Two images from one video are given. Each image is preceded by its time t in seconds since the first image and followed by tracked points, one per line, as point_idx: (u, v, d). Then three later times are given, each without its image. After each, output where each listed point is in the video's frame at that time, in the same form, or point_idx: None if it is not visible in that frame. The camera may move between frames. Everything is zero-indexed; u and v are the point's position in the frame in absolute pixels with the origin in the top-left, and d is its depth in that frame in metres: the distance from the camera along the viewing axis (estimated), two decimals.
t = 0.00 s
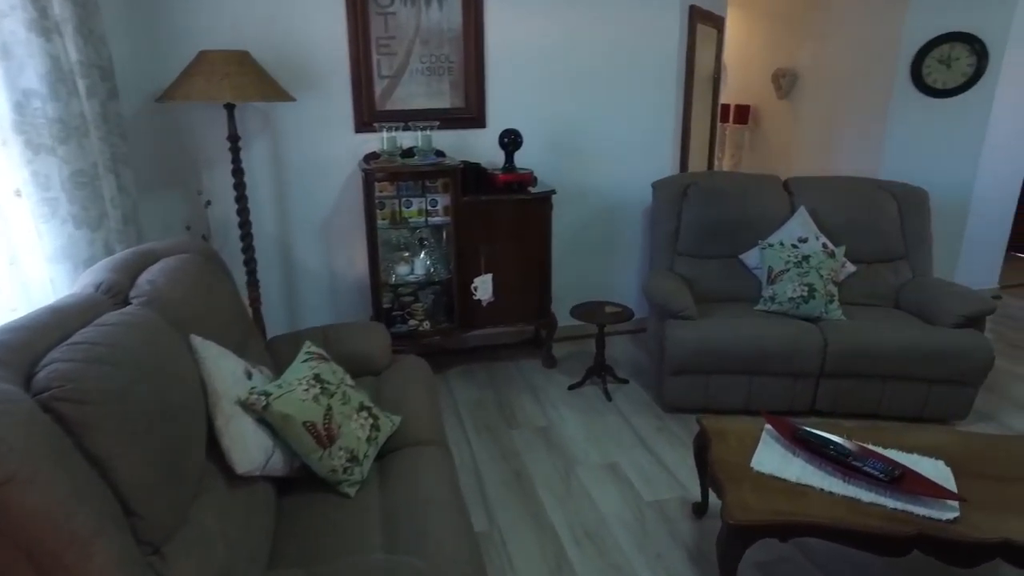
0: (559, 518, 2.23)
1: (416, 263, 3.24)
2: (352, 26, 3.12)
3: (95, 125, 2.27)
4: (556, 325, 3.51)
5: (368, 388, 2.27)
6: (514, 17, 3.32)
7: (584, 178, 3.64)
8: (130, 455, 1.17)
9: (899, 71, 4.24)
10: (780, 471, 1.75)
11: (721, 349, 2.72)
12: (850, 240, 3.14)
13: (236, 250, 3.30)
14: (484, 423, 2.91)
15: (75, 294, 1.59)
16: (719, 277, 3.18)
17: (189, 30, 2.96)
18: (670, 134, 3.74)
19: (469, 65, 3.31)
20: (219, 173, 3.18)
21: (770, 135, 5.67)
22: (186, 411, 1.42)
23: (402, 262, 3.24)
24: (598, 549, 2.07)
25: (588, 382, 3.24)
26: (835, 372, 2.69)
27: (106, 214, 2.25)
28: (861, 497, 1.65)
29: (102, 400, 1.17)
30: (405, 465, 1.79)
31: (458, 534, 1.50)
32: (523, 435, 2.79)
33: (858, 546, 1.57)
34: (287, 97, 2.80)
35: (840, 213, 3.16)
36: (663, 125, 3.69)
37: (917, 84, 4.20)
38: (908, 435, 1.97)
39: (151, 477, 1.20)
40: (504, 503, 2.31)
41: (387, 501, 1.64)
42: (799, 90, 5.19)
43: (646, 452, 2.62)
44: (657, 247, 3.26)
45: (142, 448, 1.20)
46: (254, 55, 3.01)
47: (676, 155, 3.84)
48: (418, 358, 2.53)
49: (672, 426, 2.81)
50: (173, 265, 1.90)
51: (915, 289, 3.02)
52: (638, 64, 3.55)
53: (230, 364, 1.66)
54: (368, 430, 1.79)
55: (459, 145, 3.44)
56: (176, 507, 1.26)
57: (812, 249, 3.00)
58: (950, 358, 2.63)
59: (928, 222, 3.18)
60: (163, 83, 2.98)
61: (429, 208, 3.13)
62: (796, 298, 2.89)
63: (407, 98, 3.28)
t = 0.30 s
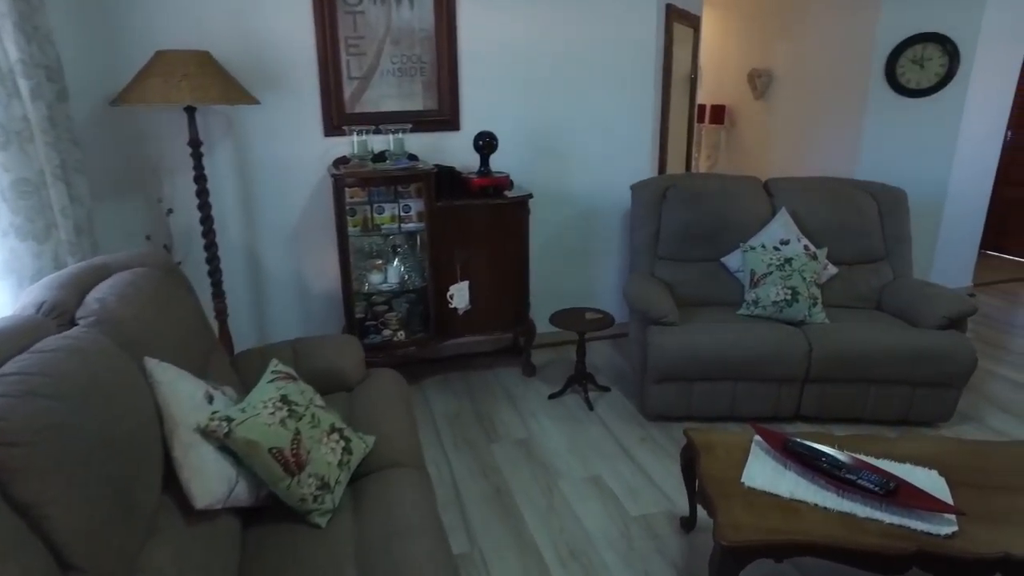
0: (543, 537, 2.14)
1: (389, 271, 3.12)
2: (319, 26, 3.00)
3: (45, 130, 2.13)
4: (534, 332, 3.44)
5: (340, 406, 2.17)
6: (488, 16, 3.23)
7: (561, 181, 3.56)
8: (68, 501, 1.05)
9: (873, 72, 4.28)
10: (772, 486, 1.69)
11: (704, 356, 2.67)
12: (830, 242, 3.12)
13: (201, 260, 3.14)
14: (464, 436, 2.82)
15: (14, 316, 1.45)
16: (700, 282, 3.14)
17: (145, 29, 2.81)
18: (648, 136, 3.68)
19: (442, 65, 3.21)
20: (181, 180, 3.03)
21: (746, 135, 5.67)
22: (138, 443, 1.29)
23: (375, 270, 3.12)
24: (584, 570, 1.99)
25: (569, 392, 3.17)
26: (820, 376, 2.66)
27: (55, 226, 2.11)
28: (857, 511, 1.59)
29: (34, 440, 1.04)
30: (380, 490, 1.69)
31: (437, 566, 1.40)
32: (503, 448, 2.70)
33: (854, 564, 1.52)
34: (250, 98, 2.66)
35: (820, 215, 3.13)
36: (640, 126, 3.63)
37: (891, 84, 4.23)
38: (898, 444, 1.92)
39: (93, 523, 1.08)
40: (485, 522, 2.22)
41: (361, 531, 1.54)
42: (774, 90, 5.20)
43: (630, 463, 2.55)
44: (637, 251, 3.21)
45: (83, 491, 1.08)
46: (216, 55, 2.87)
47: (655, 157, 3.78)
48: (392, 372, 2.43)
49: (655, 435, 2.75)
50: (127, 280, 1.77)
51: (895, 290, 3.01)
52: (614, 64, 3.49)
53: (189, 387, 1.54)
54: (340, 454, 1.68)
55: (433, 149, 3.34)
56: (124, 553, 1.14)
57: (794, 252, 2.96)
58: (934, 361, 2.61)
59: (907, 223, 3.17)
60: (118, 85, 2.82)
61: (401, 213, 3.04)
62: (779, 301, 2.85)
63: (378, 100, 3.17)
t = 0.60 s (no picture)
0: (524, 557, 2.09)
1: (357, 282, 3.02)
2: (280, 28, 2.89)
3: None
4: (508, 341, 3.38)
5: (310, 428, 2.07)
6: (456, 18, 3.15)
7: (534, 186, 3.50)
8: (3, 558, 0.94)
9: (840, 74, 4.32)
10: (759, 499, 1.65)
11: (683, 363, 2.66)
12: (805, 245, 3.16)
13: (159, 274, 3.00)
14: (439, 451, 2.75)
15: None
16: (675, 286, 3.13)
17: (94, 32, 2.66)
18: (621, 139, 3.65)
19: (409, 68, 3.12)
20: (136, 191, 2.89)
21: (715, 137, 5.71)
22: (86, 484, 1.19)
23: (343, 281, 3.02)
24: None
25: (545, 402, 3.12)
26: (798, 381, 2.70)
27: None
28: (845, 524, 1.57)
29: None
30: (353, 517, 1.61)
31: None
32: (479, 464, 2.64)
33: None
34: (208, 104, 2.54)
35: (793, 218, 3.18)
36: (612, 128, 3.59)
37: (858, 86, 4.28)
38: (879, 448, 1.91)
39: None
40: (464, 544, 2.16)
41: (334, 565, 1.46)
42: (741, 91, 5.24)
43: (609, 476, 2.51)
44: (612, 257, 3.18)
45: (22, 545, 0.97)
46: (171, 59, 2.73)
47: (627, 159, 3.75)
48: (364, 389, 2.34)
49: (634, 445, 2.72)
50: (75, 302, 1.65)
51: (868, 292, 3.06)
52: (586, 67, 3.45)
53: (143, 418, 1.43)
54: (309, 482, 1.60)
55: (402, 155, 3.25)
56: None
57: (769, 255, 3.01)
58: (909, 363, 2.65)
59: (877, 224, 3.23)
60: (65, 91, 2.67)
61: (370, 222, 2.95)
62: (756, 305, 2.86)
63: (344, 106, 3.08)
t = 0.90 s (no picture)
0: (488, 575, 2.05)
1: (307, 294, 2.91)
2: (218, 31, 2.76)
3: None
4: (464, 350, 3.32)
5: (259, 452, 1.97)
6: (403, 20, 3.07)
7: (488, 191, 3.45)
8: None
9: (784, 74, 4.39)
10: (726, 507, 1.65)
11: (642, 368, 2.66)
12: (757, 244, 3.23)
13: (92, 293, 2.82)
14: (398, 467, 2.68)
15: None
16: (630, 290, 3.13)
17: (10, 35, 2.48)
18: (573, 142, 3.63)
19: (355, 72, 3.03)
20: (62, 205, 2.70)
21: (664, 137, 5.79)
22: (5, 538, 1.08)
23: (292, 294, 2.91)
24: None
25: (503, 411, 3.08)
26: (755, 381, 2.73)
27: None
28: (810, 527, 1.57)
29: None
30: (307, 548, 1.52)
31: None
32: (439, 479, 2.58)
33: None
34: (139, 111, 2.38)
35: (745, 219, 3.23)
36: (565, 131, 3.57)
37: (801, 87, 4.37)
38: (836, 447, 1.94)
39: None
40: (426, 564, 2.10)
41: None
42: (689, 92, 5.33)
43: (571, 485, 2.50)
44: (567, 261, 3.16)
45: None
46: (98, 64, 2.57)
47: (579, 162, 3.74)
48: (317, 407, 2.25)
49: (596, 452, 2.72)
50: None
51: (819, 290, 3.15)
52: (536, 70, 3.41)
53: (71, 456, 1.31)
54: (259, 513, 1.50)
55: (350, 162, 3.14)
56: None
57: (723, 256, 3.04)
58: (860, 359, 2.72)
59: (826, 222, 3.33)
60: None
61: (317, 232, 2.83)
62: (712, 307, 2.89)
63: (288, 112, 2.96)
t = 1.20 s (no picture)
0: None
1: (247, 307, 2.78)
2: (143, 32, 2.61)
3: None
4: (413, 358, 3.26)
5: (196, 478, 1.85)
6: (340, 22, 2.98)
7: (434, 196, 3.39)
8: None
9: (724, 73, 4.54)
10: (683, 510, 1.64)
11: (594, 371, 2.66)
12: (703, 243, 3.28)
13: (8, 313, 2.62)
14: (348, 483, 2.59)
15: None
16: (580, 292, 3.13)
17: None
18: (518, 145, 3.60)
19: (293, 76, 2.92)
20: None
21: (608, 139, 5.87)
22: None
23: (231, 307, 2.77)
24: None
25: (456, 419, 3.03)
26: (705, 380, 2.77)
27: None
28: (766, 526, 1.58)
29: None
30: None
31: None
32: (392, 493, 2.50)
33: None
34: (57, 117, 2.21)
35: (690, 219, 3.28)
36: (510, 134, 3.54)
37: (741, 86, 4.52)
38: (786, 444, 1.96)
39: None
40: None
41: None
42: (632, 93, 5.45)
43: (527, 493, 2.46)
44: (514, 266, 3.14)
45: None
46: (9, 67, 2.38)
47: (525, 166, 3.72)
48: (260, 426, 2.15)
49: (550, 458, 2.70)
50: None
51: (764, 287, 3.22)
52: (480, 72, 3.37)
53: None
54: (196, 547, 1.40)
55: (290, 169, 3.03)
56: None
57: (671, 256, 3.07)
58: (805, 354, 2.79)
59: (768, 220, 3.42)
60: None
61: (257, 242, 2.70)
62: (662, 307, 2.91)
63: (221, 117, 2.82)
